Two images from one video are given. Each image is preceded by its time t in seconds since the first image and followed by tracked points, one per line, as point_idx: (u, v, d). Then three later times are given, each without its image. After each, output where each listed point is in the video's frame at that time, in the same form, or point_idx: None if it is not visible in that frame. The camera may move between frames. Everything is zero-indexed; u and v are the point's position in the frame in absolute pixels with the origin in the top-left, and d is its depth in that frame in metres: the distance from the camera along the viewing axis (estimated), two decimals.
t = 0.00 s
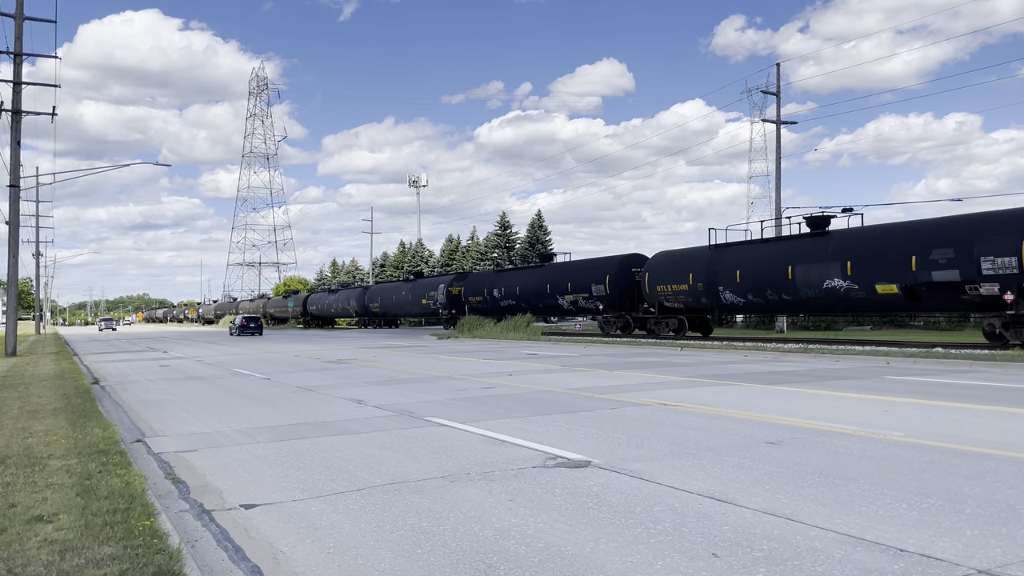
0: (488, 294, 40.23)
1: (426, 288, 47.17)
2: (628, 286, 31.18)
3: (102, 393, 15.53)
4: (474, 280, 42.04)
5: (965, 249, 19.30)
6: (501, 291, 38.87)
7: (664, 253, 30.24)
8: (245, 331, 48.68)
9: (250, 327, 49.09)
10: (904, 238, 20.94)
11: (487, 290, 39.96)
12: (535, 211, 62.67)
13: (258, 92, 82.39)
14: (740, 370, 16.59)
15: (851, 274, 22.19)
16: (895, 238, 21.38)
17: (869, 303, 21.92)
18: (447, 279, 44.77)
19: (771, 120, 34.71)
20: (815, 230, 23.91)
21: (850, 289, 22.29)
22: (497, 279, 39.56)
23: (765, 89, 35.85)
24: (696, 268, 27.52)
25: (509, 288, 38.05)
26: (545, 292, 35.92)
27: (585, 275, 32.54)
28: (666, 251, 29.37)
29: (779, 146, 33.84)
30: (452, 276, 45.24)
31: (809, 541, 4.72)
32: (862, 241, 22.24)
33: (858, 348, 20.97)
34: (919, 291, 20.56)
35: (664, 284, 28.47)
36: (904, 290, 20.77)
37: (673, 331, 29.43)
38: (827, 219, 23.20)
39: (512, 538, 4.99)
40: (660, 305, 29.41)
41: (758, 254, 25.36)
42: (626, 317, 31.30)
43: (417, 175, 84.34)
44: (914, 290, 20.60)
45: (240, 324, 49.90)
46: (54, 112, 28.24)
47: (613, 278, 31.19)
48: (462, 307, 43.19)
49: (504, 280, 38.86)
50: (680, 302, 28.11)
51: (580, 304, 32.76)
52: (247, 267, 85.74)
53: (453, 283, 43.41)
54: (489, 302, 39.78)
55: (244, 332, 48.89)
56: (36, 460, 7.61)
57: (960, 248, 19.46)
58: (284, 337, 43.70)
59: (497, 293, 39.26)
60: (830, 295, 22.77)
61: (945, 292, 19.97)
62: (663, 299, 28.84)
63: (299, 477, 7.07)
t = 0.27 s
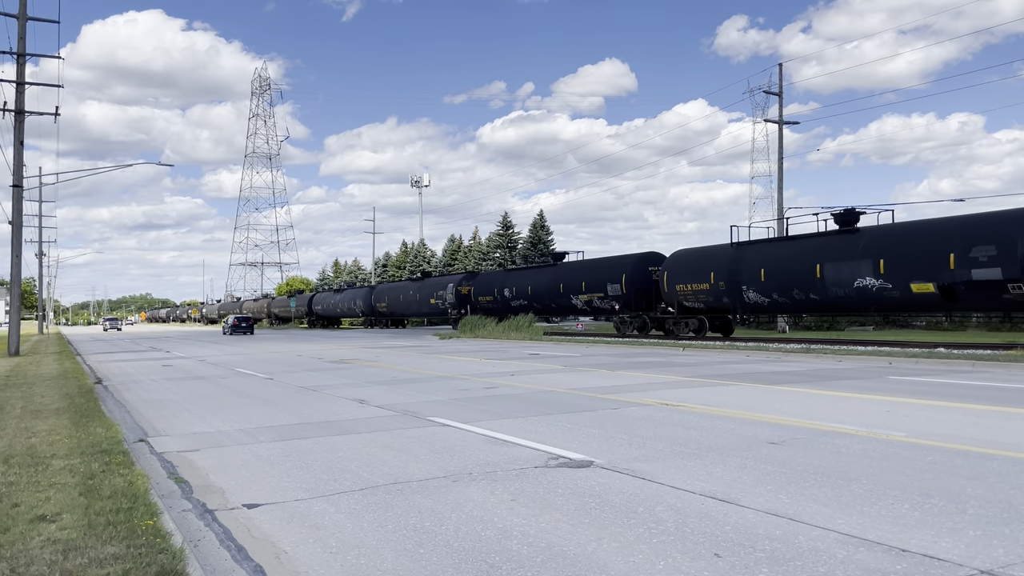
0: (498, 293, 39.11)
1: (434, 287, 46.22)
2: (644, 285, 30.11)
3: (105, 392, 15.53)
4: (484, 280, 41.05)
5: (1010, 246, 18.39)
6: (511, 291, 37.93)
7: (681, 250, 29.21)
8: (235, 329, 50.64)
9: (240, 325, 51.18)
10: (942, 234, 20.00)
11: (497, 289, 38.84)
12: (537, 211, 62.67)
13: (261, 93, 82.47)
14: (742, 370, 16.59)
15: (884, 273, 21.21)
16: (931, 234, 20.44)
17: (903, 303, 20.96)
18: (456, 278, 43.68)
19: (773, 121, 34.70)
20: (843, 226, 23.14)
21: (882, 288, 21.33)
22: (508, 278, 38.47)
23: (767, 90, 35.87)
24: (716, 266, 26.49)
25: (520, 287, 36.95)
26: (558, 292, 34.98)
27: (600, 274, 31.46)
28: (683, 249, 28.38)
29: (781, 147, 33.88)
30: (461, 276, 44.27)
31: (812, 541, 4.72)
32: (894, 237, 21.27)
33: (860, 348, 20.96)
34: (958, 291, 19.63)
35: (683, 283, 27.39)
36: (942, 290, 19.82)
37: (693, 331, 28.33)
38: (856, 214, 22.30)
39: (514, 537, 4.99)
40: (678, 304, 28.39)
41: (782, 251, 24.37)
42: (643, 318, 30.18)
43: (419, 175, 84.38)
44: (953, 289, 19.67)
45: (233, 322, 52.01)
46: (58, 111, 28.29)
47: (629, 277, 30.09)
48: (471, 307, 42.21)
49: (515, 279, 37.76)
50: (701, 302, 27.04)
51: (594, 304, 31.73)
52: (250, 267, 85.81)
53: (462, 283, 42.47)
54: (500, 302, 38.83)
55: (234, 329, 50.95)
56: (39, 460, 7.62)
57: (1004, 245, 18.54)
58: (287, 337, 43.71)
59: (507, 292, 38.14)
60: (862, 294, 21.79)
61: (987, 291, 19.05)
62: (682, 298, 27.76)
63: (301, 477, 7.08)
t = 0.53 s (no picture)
0: (510, 293, 38.69)
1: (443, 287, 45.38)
2: (662, 285, 29.65)
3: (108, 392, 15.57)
4: (494, 279, 40.38)
5: None
6: (523, 290, 37.31)
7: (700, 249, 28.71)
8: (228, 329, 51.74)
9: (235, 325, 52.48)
10: (983, 231, 19.43)
11: (509, 288, 38.46)
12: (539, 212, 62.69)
13: (263, 93, 82.54)
14: (744, 371, 16.59)
15: (920, 271, 20.63)
16: (970, 231, 19.87)
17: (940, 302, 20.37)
18: (466, 277, 43.21)
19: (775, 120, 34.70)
20: (874, 223, 22.55)
21: (917, 287, 20.75)
22: (520, 277, 38.09)
23: (769, 90, 35.86)
24: (740, 264, 25.90)
25: (533, 286, 36.54)
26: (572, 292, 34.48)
27: (616, 274, 31.04)
28: (705, 247, 27.82)
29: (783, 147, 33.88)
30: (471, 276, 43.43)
31: (814, 541, 4.72)
32: (930, 234, 20.68)
33: (862, 349, 20.92)
34: (999, 289, 19.04)
35: (704, 282, 26.83)
36: (982, 288, 19.25)
37: (714, 332, 27.84)
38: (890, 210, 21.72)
39: (516, 538, 5.00)
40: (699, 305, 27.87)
41: (810, 249, 23.76)
42: (661, 318, 29.70)
43: (421, 176, 84.42)
44: (994, 288, 19.07)
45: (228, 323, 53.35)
46: (60, 111, 28.31)
47: (647, 276, 29.64)
48: (481, 307, 41.44)
49: (528, 278, 37.37)
50: (723, 302, 26.49)
51: (611, 304, 31.27)
52: (252, 267, 85.94)
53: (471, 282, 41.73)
54: (512, 302, 38.20)
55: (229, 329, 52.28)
56: (41, 459, 7.61)
57: None
58: (288, 337, 43.69)
59: (519, 292, 37.73)
60: (896, 293, 21.21)
61: None
62: (703, 298, 27.21)
63: (303, 477, 7.09)
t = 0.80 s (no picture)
0: (521, 292, 38.02)
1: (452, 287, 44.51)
2: (680, 284, 28.97)
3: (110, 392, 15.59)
4: (504, 279, 39.60)
5: None
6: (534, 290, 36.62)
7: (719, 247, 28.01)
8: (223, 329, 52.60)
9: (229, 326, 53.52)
10: None
11: (519, 288, 37.79)
12: (541, 212, 62.70)
13: (264, 93, 82.59)
14: (745, 371, 16.58)
15: (958, 268, 19.85)
16: (1012, 227, 19.10)
17: (979, 300, 19.60)
18: (475, 276, 42.51)
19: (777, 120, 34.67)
20: (908, 219, 21.76)
21: (955, 285, 19.98)
22: (530, 277, 37.42)
23: (770, 90, 35.90)
24: (765, 262, 25.08)
25: (544, 286, 35.85)
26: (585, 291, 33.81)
27: (632, 273, 30.37)
28: (726, 245, 27.06)
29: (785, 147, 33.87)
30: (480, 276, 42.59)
31: (815, 541, 4.71)
32: (968, 230, 19.93)
33: (864, 349, 20.88)
34: None
35: (726, 281, 26.06)
36: None
37: (735, 332, 27.09)
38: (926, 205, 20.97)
39: (518, 537, 5.00)
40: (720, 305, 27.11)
41: (840, 246, 22.96)
42: (679, 317, 28.98)
43: (423, 176, 84.45)
44: None
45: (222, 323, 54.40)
46: (62, 110, 28.33)
47: (665, 275, 28.93)
48: (491, 308, 40.64)
49: (539, 277, 36.70)
50: (745, 301, 25.74)
51: (627, 304, 30.56)
52: (253, 267, 86.01)
53: (481, 282, 40.95)
54: (523, 302, 37.49)
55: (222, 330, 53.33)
56: (43, 459, 7.61)
57: None
58: (290, 337, 43.72)
59: (531, 291, 37.07)
60: (932, 291, 20.42)
61: None
62: (724, 297, 26.45)
63: (305, 476, 7.09)
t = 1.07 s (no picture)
0: (532, 291, 37.21)
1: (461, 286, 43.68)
2: (699, 283, 28.10)
3: (111, 391, 15.61)
4: (514, 278, 38.77)
5: None
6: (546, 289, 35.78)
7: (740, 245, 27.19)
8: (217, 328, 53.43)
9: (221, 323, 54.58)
10: None
11: (530, 287, 36.98)
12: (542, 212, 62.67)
13: (266, 92, 82.60)
14: (747, 370, 16.57)
15: (999, 266, 19.09)
16: None
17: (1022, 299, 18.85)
18: (484, 275, 41.69)
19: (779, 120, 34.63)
20: (942, 215, 20.97)
21: (995, 284, 19.22)
22: (542, 275, 36.62)
23: (772, 90, 35.91)
24: (791, 260, 24.23)
25: (556, 285, 35.04)
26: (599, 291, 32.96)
27: (649, 272, 29.56)
28: (747, 242, 26.23)
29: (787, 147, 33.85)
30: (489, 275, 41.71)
31: (817, 541, 4.71)
32: (1008, 226, 19.17)
33: (866, 349, 20.85)
34: None
35: (749, 280, 25.27)
36: None
37: (758, 333, 26.26)
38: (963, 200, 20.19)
39: (519, 538, 4.99)
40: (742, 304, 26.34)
41: (872, 243, 22.14)
42: (699, 317, 28.16)
43: (424, 176, 84.46)
44: None
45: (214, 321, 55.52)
46: (64, 110, 28.35)
47: (683, 274, 28.10)
48: (501, 308, 39.83)
49: (550, 276, 35.89)
50: (769, 300, 24.92)
51: (643, 303, 29.79)
52: (255, 267, 86.03)
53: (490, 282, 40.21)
54: (535, 302, 36.67)
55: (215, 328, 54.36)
56: (44, 459, 7.60)
57: None
58: (292, 337, 43.75)
59: (542, 290, 36.27)
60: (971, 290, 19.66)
61: None
62: (746, 296, 25.65)
63: (306, 476, 7.09)
